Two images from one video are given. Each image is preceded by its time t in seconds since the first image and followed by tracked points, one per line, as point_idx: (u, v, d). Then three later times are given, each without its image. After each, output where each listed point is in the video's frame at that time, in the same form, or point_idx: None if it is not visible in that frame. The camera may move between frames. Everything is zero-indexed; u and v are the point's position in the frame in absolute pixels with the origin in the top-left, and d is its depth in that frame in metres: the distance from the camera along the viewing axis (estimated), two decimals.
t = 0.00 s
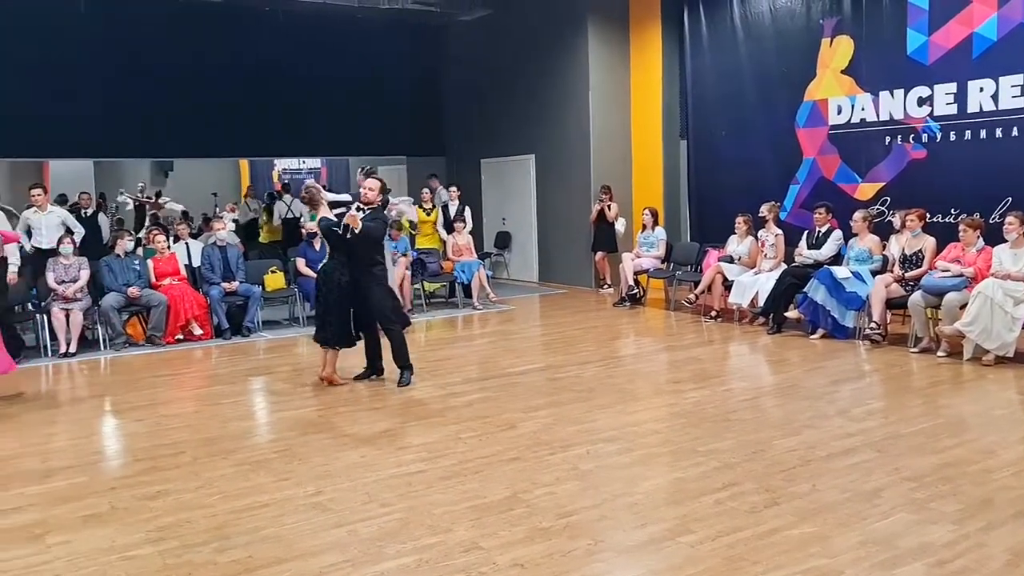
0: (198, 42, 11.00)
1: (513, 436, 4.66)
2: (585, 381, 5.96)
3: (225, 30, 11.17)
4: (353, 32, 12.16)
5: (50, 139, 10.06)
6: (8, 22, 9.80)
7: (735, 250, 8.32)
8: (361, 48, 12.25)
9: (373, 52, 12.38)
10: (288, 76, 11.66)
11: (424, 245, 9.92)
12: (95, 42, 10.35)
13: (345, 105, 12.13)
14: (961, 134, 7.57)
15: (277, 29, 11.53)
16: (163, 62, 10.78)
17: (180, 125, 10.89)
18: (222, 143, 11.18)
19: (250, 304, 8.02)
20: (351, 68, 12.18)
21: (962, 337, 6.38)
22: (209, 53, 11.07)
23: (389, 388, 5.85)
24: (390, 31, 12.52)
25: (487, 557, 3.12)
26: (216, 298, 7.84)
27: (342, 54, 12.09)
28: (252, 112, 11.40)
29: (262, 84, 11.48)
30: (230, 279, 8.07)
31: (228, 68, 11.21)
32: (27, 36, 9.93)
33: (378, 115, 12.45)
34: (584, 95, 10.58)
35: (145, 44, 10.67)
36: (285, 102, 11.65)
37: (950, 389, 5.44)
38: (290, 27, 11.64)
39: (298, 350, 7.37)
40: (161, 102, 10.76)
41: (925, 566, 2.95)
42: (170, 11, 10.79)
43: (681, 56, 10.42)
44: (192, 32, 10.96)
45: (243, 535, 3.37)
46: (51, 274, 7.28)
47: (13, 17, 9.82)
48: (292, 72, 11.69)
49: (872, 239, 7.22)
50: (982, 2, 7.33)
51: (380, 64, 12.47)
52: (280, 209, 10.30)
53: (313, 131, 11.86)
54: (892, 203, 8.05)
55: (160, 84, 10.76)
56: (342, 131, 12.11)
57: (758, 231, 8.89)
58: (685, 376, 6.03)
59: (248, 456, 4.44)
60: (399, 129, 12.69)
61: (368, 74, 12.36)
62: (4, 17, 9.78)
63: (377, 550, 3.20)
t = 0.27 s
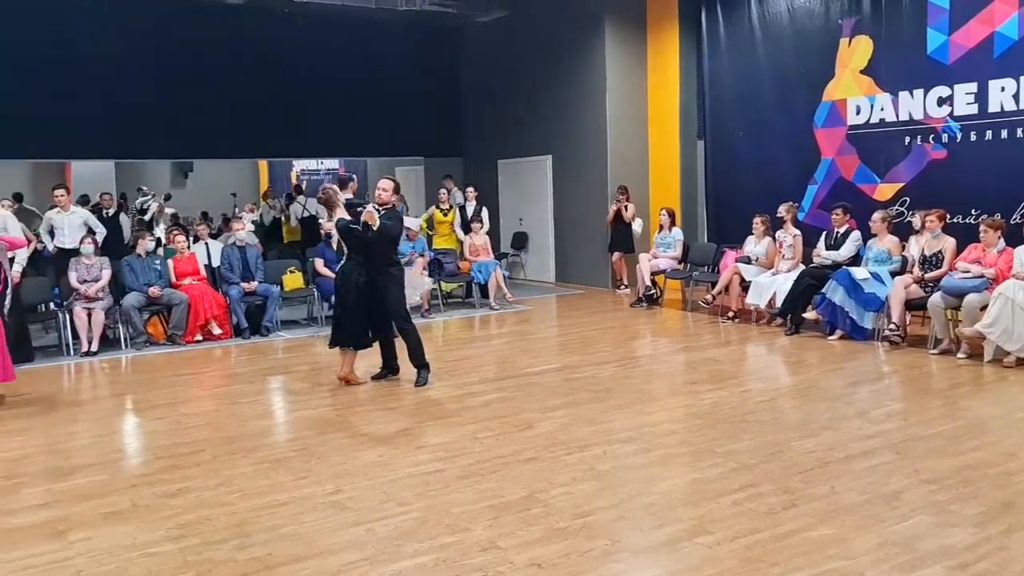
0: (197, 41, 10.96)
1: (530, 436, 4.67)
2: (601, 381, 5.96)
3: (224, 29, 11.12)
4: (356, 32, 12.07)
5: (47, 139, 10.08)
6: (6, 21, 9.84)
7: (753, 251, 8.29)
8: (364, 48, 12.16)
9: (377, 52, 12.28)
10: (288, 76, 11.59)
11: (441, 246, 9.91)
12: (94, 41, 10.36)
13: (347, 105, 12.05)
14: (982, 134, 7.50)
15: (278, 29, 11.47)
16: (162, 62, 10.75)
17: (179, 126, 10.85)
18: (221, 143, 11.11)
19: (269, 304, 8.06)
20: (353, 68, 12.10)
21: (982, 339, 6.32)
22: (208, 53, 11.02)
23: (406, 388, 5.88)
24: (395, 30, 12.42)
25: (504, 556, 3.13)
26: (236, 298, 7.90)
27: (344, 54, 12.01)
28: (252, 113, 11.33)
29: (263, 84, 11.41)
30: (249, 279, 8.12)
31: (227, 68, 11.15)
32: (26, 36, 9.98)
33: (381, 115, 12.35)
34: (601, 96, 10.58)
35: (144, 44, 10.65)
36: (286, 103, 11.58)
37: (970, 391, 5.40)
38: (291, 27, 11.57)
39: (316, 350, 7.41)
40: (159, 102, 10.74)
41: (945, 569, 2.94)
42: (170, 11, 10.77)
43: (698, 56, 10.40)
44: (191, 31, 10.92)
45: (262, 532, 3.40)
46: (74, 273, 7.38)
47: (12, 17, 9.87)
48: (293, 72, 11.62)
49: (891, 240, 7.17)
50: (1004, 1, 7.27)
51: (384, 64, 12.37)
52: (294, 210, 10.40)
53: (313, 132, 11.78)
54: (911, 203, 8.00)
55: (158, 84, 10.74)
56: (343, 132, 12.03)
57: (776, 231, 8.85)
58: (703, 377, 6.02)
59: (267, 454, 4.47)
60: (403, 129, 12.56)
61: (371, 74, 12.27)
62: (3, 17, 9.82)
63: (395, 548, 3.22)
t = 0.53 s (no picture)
0: (201, 42, 10.98)
1: (558, 436, 4.67)
2: (629, 381, 5.94)
3: (229, 29, 11.12)
4: (363, 31, 12.02)
5: (52, 138, 10.20)
6: (10, 22, 9.94)
7: (782, 251, 8.22)
8: (371, 47, 12.12)
9: (385, 51, 12.23)
10: (294, 75, 11.58)
11: (468, 246, 9.97)
12: (99, 42, 10.42)
13: (354, 105, 12.02)
14: (1017, 133, 7.39)
15: (285, 29, 11.46)
16: (166, 62, 10.79)
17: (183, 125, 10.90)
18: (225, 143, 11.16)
19: (298, 303, 8.16)
20: (361, 67, 12.07)
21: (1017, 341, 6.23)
22: (213, 53, 11.05)
23: (434, 387, 5.90)
24: (403, 29, 12.35)
25: (532, 555, 3.14)
26: (265, 296, 7.99)
27: (350, 53, 11.97)
28: (258, 112, 11.35)
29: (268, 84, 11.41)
30: (278, 278, 8.21)
31: (232, 68, 11.17)
32: (31, 37, 10.06)
33: (390, 115, 12.30)
34: (629, 95, 10.56)
35: (150, 45, 10.71)
36: (292, 103, 11.57)
37: (1004, 394, 5.32)
38: (298, 27, 11.55)
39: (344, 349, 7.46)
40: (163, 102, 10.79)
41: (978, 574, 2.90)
42: (175, 11, 10.80)
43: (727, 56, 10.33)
44: (196, 31, 10.94)
45: (292, 529, 3.44)
46: (107, 272, 7.49)
47: (17, 18, 9.96)
48: (299, 72, 11.61)
49: (924, 241, 7.07)
50: None
51: (393, 63, 12.32)
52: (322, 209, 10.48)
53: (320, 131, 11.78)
54: (944, 203, 7.89)
55: (163, 84, 10.79)
56: (349, 131, 12.01)
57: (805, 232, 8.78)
58: (731, 378, 5.99)
59: (297, 451, 4.52)
60: (412, 128, 12.52)
61: (379, 73, 12.23)
62: (8, 18, 9.93)
63: (423, 546, 3.24)
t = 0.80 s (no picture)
0: (200, 40, 10.91)
1: (587, 436, 4.66)
2: (658, 383, 5.92)
3: (229, 27, 11.04)
4: (365, 29, 11.89)
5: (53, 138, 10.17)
6: (10, 22, 9.89)
7: (815, 252, 8.15)
8: (373, 45, 11.99)
9: (387, 49, 12.09)
10: (296, 73, 11.48)
11: (497, 246, 9.91)
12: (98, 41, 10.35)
13: (356, 103, 11.90)
14: None
15: (289, 28, 11.38)
16: (165, 61, 10.72)
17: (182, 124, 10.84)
18: (225, 142, 11.10)
19: (329, 302, 8.21)
20: (366, 67, 11.96)
21: None
22: (212, 51, 10.97)
23: (463, 387, 5.91)
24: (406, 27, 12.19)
25: (562, 555, 3.14)
26: (297, 295, 8.07)
27: (352, 51, 11.84)
28: (262, 113, 11.30)
29: (269, 82, 11.32)
30: (310, 277, 8.24)
31: (232, 66, 11.08)
32: (31, 36, 9.99)
33: (394, 113, 12.18)
34: (659, 95, 10.51)
35: (153, 45, 10.66)
36: (293, 101, 11.49)
37: None
38: (299, 25, 11.44)
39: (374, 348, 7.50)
40: (163, 101, 10.73)
41: None
42: (180, 12, 10.75)
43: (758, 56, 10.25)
44: (196, 30, 10.87)
45: (324, 525, 3.47)
46: (143, 270, 7.61)
47: (17, 18, 9.91)
48: (300, 71, 11.51)
49: (960, 242, 6.99)
50: None
51: (397, 61, 12.18)
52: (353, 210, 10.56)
53: (322, 129, 11.69)
54: (981, 205, 7.77)
55: (162, 83, 10.72)
56: (351, 129, 11.91)
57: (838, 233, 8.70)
58: (762, 380, 5.94)
59: (327, 449, 4.55)
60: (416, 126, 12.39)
61: (383, 71, 12.09)
62: (7, 18, 9.87)
63: (453, 544, 3.25)
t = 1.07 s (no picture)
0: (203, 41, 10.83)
1: (625, 437, 4.65)
2: (697, 384, 5.88)
3: (232, 28, 10.95)
4: (370, 29, 11.75)
5: (53, 138, 10.14)
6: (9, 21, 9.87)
7: (857, 254, 8.04)
8: (378, 45, 11.84)
9: (392, 50, 11.93)
10: (299, 75, 11.38)
11: (535, 245, 9.90)
12: (98, 41, 10.29)
13: (367, 102, 11.80)
14: None
15: (299, 27, 11.31)
16: (166, 61, 10.64)
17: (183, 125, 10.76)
18: (227, 143, 11.00)
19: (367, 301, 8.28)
20: (374, 66, 11.83)
21: None
22: (214, 53, 10.89)
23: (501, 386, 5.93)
24: (413, 27, 12.03)
25: (601, 555, 3.14)
26: (336, 294, 8.17)
27: (358, 52, 11.70)
28: (270, 113, 11.23)
29: (272, 85, 11.23)
30: (350, 276, 8.34)
31: (234, 67, 10.99)
32: (32, 36, 9.96)
33: (405, 112, 12.07)
34: (699, 95, 10.43)
35: (159, 45, 10.61)
36: (296, 103, 11.38)
37: None
38: (309, 25, 11.37)
39: (412, 348, 7.55)
40: (165, 102, 10.66)
41: None
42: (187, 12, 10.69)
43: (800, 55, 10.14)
44: (198, 31, 10.78)
45: (364, 522, 3.51)
46: (187, 269, 7.75)
47: (16, 18, 9.89)
48: (304, 72, 11.40)
49: (1007, 244, 6.84)
50: None
51: (409, 60, 12.05)
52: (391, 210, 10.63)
53: (338, 130, 11.65)
54: None
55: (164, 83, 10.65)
56: (356, 130, 11.77)
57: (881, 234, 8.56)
58: (803, 383, 5.87)
59: (367, 446, 4.60)
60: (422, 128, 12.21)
61: (389, 72, 11.94)
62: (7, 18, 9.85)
63: (492, 543, 3.27)
